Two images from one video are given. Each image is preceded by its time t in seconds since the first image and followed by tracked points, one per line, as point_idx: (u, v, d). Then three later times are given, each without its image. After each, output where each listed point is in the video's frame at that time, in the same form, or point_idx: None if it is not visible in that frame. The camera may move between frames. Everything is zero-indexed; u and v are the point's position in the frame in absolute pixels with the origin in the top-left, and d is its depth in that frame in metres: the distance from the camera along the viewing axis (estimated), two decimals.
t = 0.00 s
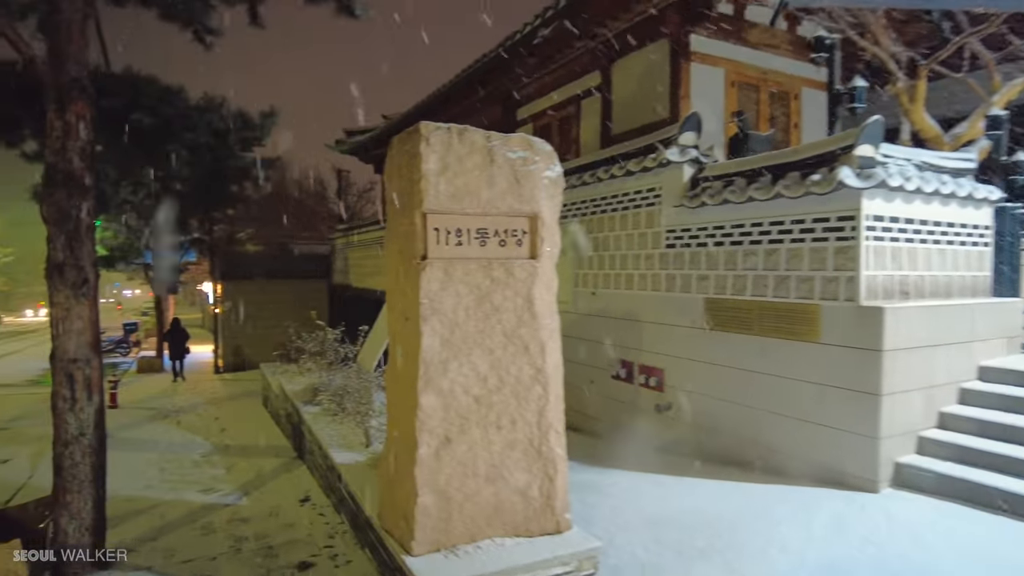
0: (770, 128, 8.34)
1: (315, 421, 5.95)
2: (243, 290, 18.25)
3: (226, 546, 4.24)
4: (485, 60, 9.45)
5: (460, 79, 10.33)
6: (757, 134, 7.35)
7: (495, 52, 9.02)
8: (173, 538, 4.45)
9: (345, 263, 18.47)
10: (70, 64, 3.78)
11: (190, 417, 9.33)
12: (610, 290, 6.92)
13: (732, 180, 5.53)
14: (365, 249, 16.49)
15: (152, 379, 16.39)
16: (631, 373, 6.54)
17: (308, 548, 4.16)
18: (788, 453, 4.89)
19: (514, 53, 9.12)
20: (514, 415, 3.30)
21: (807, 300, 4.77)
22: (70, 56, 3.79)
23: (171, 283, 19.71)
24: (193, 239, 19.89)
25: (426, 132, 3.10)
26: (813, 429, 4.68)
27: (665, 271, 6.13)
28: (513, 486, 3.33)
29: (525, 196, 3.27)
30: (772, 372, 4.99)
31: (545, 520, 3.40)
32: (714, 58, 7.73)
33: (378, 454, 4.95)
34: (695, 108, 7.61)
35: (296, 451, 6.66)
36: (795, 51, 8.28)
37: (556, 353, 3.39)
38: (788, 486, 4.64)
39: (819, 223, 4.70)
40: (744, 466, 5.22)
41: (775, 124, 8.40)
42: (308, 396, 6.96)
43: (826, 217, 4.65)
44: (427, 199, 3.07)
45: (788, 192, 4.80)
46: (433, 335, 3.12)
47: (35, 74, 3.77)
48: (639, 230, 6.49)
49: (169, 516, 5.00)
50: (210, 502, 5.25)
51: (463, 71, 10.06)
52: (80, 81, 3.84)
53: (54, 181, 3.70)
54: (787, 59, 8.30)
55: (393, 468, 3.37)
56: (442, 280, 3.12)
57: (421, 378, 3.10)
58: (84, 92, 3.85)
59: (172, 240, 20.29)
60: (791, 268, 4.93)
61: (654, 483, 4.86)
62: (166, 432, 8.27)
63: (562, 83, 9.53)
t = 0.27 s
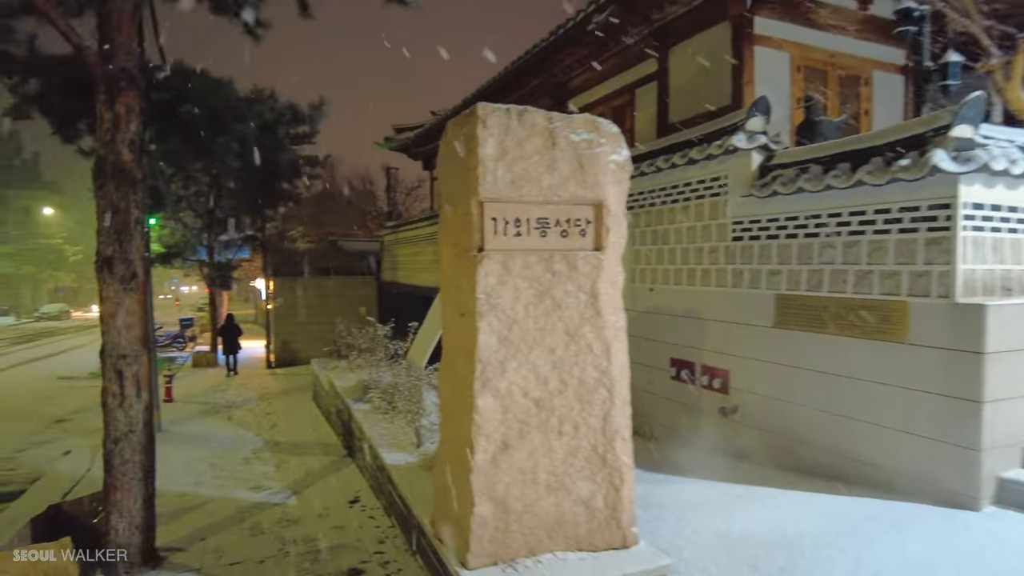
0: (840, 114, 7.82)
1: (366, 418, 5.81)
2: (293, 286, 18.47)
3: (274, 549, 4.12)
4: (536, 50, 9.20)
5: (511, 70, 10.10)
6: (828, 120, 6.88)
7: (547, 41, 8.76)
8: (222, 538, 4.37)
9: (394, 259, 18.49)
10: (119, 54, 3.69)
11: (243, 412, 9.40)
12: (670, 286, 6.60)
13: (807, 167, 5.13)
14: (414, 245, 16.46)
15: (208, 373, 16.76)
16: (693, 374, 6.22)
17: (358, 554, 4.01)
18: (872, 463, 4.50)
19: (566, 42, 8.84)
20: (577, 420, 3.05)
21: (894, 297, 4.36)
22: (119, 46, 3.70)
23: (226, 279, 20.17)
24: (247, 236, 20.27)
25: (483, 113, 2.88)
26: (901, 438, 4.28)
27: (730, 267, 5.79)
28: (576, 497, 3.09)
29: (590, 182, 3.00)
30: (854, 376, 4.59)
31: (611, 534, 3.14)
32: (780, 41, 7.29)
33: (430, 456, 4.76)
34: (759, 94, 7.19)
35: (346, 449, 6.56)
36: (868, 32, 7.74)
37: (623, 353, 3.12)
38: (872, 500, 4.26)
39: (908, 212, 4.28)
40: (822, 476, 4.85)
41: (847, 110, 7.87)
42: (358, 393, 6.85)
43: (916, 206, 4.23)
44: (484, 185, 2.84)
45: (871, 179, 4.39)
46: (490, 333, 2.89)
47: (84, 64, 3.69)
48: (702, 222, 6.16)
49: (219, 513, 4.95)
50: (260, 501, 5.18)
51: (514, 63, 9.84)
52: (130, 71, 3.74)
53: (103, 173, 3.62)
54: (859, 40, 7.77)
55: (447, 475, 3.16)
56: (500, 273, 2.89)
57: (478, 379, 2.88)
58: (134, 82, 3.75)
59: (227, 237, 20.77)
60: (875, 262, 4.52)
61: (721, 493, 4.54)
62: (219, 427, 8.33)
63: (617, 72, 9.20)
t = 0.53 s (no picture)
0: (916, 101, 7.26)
1: (412, 422, 5.61)
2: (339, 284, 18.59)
3: (317, 560, 3.94)
4: (585, 41, 8.87)
5: (558, 62, 9.80)
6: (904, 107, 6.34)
7: (597, 31, 8.42)
8: (264, 546, 4.22)
9: (437, 258, 18.39)
10: (161, 43, 3.56)
11: (289, 411, 9.36)
12: (731, 286, 6.22)
13: (888, 156, 4.66)
14: (458, 243, 16.31)
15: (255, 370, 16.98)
16: (756, 380, 5.83)
17: (403, 568, 3.80)
18: (966, 483, 4.05)
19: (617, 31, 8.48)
20: (645, 435, 2.75)
21: (993, 300, 3.88)
22: (161, 35, 3.56)
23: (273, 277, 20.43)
24: (294, 235, 20.49)
25: (544, 96, 2.61)
26: (1003, 457, 3.83)
27: (798, 265, 5.38)
28: (642, 519, 2.79)
29: (661, 170, 2.71)
30: (944, 386, 4.15)
31: (681, 560, 2.83)
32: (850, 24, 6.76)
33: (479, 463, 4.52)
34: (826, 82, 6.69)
35: (392, 451, 6.39)
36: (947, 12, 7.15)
37: (696, 361, 2.81)
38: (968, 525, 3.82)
39: (1010, 204, 3.79)
40: (906, 494, 4.42)
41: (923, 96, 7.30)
42: (403, 394, 6.66)
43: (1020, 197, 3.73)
44: (545, 175, 2.58)
45: (967, 168, 3.90)
46: (550, 338, 2.63)
47: (127, 55, 3.57)
48: (767, 217, 5.75)
49: (262, 518, 4.82)
50: (303, 506, 5.03)
51: (562, 56, 9.54)
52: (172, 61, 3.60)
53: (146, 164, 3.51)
54: (937, 21, 7.18)
55: (501, 491, 2.91)
56: (561, 272, 2.62)
57: (536, 388, 2.62)
58: (177, 72, 3.61)
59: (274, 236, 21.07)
60: (969, 260, 4.04)
61: (794, 512, 4.17)
62: (265, 426, 8.28)
63: (668, 63, 8.80)
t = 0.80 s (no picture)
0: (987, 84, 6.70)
1: (447, 422, 5.39)
2: (375, 280, 18.57)
3: (349, 570, 3.75)
4: (627, 29, 8.52)
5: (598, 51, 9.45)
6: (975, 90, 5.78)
7: (640, 18, 8.05)
8: (294, 552, 4.04)
9: (473, 254, 18.19)
10: (188, 26, 3.38)
11: (323, 408, 9.26)
12: (786, 282, 5.83)
13: (967, 140, 4.12)
14: (493, 239, 16.07)
15: (292, 366, 17.05)
16: (813, 383, 5.46)
17: None
18: None
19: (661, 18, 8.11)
20: (707, 447, 2.47)
21: None
22: (188, 17, 3.38)
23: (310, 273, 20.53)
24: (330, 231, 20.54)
25: (598, 70, 2.34)
26: None
27: (861, 260, 4.95)
28: (704, 540, 2.50)
29: (728, 152, 2.43)
30: None
31: None
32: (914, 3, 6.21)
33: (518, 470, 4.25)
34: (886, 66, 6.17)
35: (426, 451, 6.18)
36: None
37: (765, 366, 2.51)
38: None
39: None
40: (986, 512, 4.00)
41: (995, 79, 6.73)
42: (438, 393, 6.43)
43: None
44: (598, 158, 2.32)
45: None
46: (603, 339, 2.36)
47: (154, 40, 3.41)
48: (826, 209, 5.34)
49: (293, 521, 4.65)
50: (335, 508, 4.85)
51: (603, 44, 9.18)
52: (199, 44, 3.42)
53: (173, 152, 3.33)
54: None
55: (546, 504, 2.65)
56: (615, 266, 2.35)
57: (587, 395, 2.35)
58: (204, 57, 3.43)
59: (311, 232, 21.19)
60: None
61: (862, 530, 3.81)
62: (299, 423, 8.18)
63: (714, 50, 8.39)
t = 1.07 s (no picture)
0: None
1: (475, 424, 5.13)
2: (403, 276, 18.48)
3: None
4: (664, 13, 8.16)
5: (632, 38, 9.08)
6: None
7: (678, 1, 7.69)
8: (318, 562, 3.84)
9: (502, 250, 17.95)
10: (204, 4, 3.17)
11: (352, 405, 9.11)
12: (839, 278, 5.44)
13: None
14: (523, 234, 15.80)
15: (322, 361, 17.04)
16: (869, 387, 5.08)
17: None
18: None
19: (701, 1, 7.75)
20: (772, 465, 2.18)
21: None
22: None
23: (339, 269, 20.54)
24: (360, 227, 20.51)
25: (651, 37, 2.07)
26: None
27: (924, 254, 4.55)
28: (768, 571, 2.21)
29: (798, 129, 2.13)
30: None
31: None
32: None
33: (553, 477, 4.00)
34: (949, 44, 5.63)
35: (455, 453, 5.95)
36: None
37: (839, 374, 2.21)
38: None
39: None
40: None
41: None
42: (467, 392, 6.19)
43: None
44: (651, 136, 2.05)
45: None
46: (655, 342, 2.08)
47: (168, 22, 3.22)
48: (883, 199, 4.95)
49: (318, 526, 4.46)
50: (362, 514, 4.66)
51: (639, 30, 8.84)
52: (214, 25, 3.22)
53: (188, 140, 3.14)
54: None
55: (588, 525, 2.38)
56: (670, 260, 2.07)
57: (638, 406, 2.08)
58: (219, 38, 3.23)
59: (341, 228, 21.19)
60: None
61: (932, 552, 3.45)
62: (327, 421, 8.04)
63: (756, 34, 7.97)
